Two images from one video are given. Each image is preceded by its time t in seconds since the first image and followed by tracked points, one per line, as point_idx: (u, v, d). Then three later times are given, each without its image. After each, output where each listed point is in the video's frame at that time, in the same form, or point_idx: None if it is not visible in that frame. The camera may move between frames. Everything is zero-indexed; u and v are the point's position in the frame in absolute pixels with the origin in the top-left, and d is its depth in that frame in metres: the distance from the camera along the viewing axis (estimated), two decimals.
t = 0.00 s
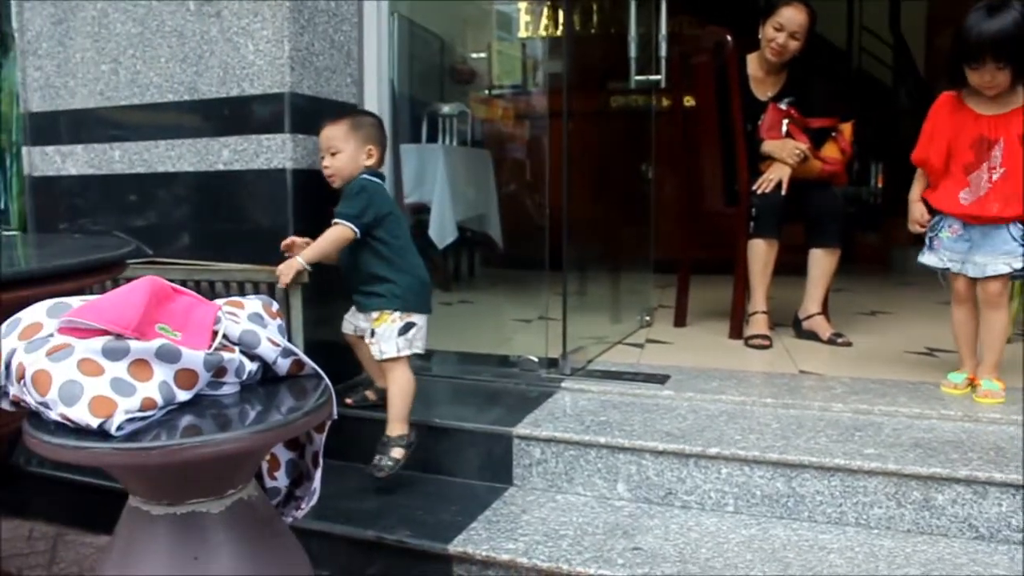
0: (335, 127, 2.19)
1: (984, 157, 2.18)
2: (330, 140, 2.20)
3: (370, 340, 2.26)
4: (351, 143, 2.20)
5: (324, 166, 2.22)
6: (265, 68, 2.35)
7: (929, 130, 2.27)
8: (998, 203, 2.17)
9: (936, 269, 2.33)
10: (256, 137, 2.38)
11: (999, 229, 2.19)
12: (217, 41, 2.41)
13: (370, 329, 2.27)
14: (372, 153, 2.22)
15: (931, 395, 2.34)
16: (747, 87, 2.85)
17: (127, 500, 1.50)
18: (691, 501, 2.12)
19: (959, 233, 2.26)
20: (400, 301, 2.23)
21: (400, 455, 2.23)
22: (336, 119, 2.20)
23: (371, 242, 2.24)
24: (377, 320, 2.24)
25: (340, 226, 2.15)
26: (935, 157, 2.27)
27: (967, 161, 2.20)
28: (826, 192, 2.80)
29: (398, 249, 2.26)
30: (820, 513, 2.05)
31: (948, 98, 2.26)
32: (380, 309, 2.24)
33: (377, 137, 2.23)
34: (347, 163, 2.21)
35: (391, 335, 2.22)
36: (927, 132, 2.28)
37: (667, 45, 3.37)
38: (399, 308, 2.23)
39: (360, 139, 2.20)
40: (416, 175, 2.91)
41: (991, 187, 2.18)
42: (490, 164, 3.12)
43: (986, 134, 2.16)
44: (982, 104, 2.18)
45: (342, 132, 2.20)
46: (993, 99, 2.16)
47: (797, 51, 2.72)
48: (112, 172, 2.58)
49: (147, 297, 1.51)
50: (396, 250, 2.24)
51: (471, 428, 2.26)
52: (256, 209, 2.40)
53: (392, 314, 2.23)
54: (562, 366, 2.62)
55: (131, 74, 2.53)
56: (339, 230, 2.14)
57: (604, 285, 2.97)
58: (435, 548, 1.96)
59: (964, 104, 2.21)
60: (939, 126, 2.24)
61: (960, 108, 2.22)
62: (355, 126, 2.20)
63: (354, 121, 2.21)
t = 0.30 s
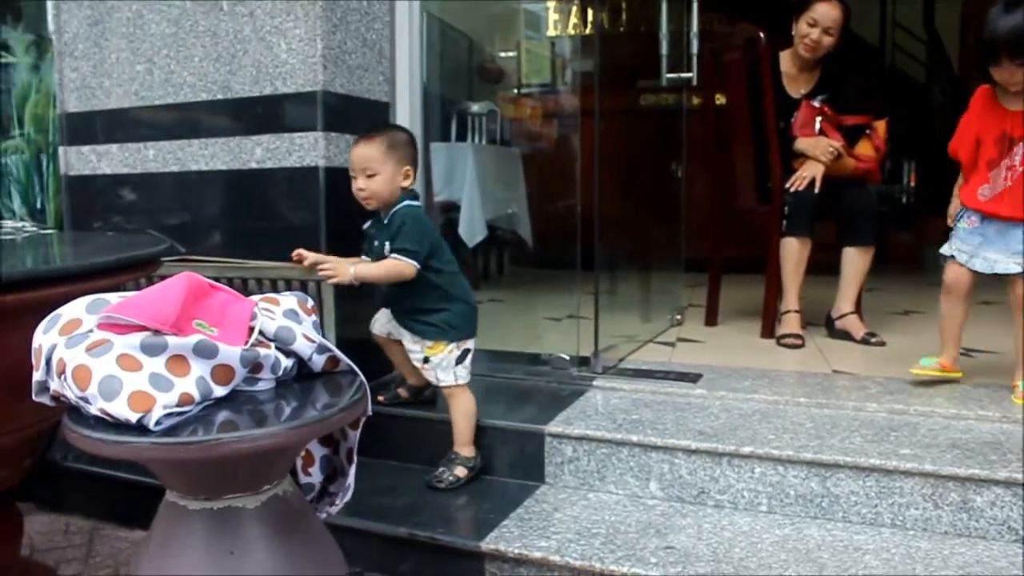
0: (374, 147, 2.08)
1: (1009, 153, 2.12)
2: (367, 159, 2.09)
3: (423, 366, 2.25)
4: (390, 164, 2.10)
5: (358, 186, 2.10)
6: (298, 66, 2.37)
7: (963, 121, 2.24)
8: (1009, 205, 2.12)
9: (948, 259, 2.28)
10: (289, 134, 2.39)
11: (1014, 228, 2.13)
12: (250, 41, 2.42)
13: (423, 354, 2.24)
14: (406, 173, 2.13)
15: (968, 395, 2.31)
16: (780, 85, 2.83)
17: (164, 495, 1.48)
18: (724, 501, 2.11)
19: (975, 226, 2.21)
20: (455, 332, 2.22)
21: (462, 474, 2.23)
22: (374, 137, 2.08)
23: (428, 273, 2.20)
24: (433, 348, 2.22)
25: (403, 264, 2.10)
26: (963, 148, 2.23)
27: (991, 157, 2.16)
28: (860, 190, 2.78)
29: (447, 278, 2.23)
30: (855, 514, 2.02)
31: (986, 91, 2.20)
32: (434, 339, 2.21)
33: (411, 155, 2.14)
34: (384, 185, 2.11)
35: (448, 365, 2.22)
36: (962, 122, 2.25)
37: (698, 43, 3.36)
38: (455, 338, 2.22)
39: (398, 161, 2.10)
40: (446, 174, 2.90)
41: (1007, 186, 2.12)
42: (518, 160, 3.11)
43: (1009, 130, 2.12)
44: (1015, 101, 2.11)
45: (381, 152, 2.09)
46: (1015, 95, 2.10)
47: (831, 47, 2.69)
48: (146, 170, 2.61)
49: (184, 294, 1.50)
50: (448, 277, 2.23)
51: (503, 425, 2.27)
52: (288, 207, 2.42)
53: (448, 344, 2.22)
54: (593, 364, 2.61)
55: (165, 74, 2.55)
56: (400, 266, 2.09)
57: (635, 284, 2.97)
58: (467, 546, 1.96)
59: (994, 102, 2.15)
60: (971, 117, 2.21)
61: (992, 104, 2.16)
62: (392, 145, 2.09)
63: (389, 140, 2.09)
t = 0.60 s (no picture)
0: (418, 129, 2.04)
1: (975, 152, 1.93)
2: (410, 141, 2.06)
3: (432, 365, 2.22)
4: (432, 146, 2.08)
5: (400, 168, 2.08)
6: (316, 60, 2.37)
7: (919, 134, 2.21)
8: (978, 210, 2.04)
9: (926, 270, 2.24)
10: (307, 128, 2.39)
11: (992, 232, 2.06)
12: (269, 34, 2.43)
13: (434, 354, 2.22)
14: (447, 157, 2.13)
15: (989, 392, 2.30)
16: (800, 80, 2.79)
17: (184, 488, 1.47)
18: (742, 496, 2.10)
19: (952, 237, 2.15)
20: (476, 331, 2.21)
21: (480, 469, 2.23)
22: (416, 118, 2.04)
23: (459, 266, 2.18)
24: (445, 348, 2.20)
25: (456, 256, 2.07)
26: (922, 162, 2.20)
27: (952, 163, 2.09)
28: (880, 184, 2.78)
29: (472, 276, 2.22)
30: (874, 511, 2.01)
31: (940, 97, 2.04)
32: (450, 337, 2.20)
33: (451, 140, 2.13)
34: (425, 166, 2.09)
35: (462, 366, 2.20)
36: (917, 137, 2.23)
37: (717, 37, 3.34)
38: (470, 339, 2.21)
39: (441, 142, 2.09)
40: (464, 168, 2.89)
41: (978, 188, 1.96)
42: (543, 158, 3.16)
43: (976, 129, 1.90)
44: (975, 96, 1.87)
45: (424, 134, 2.06)
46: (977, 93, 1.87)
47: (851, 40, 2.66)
48: (165, 164, 2.62)
49: (204, 287, 1.49)
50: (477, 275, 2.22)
51: (521, 420, 2.27)
52: (305, 201, 2.42)
53: (462, 345, 2.21)
54: (611, 360, 2.59)
55: (184, 68, 2.56)
56: (465, 261, 2.06)
57: (652, 280, 2.97)
58: (484, 540, 1.96)
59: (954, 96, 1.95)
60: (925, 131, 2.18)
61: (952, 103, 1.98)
62: (438, 128, 2.07)
63: (435, 124, 2.07)
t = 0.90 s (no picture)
0: (437, 129, 1.97)
1: (939, 142, 2.27)
2: (428, 141, 1.98)
3: (466, 373, 2.13)
4: (451, 145, 2.00)
5: (419, 169, 2.00)
6: (335, 58, 2.37)
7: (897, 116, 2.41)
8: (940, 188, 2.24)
9: (907, 259, 2.37)
10: (326, 125, 2.40)
11: (967, 215, 2.22)
12: (287, 32, 2.43)
13: (466, 361, 2.13)
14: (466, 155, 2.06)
15: (1011, 390, 2.28)
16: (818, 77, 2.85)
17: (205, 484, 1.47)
18: (761, 494, 2.09)
19: (928, 223, 2.31)
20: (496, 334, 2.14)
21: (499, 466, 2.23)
22: (434, 118, 1.97)
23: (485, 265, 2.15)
24: (479, 352, 2.10)
25: (489, 258, 2.07)
26: (896, 144, 2.40)
27: (924, 144, 2.31)
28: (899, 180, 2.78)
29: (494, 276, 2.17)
30: (895, 509, 2.00)
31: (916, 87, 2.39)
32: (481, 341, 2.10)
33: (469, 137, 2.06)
34: (444, 166, 2.03)
35: (497, 367, 2.13)
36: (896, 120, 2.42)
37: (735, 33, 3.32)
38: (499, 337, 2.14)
39: (459, 140, 2.01)
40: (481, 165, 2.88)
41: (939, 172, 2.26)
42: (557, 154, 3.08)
43: (943, 118, 2.26)
44: (942, 91, 2.27)
45: (443, 135, 1.98)
46: (954, 85, 2.24)
47: (870, 35, 2.65)
48: (184, 162, 2.63)
49: (225, 283, 1.49)
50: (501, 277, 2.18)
51: (540, 416, 2.26)
52: (324, 198, 2.43)
53: (495, 346, 2.13)
54: (630, 356, 2.72)
55: (204, 66, 2.57)
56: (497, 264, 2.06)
57: (671, 277, 2.97)
58: (503, 537, 1.96)
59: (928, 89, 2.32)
60: (903, 115, 2.38)
61: (923, 95, 2.33)
62: (456, 127, 2.00)
63: (453, 123, 2.00)
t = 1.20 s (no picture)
0: (425, 132, 1.94)
1: (957, 142, 2.25)
2: (418, 145, 1.95)
3: (465, 374, 2.08)
4: (441, 147, 1.97)
5: (411, 175, 1.97)
6: (351, 54, 2.38)
7: (908, 109, 2.30)
8: (961, 191, 2.24)
9: (904, 252, 2.36)
10: (341, 122, 2.40)
11: (975, 215, 2.25)
12: (303, 29, 2.44)
13: (465, 361, 2.09)
14: (455, 156, 2.02)
15: None
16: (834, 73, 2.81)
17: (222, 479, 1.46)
18: (777, 492, 2.09)
19: (933, 219, 2.31)
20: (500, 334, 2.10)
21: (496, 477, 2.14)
22: (418, 122, 1.94)
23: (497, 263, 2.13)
24: (479, 351, 2.08)
25: (504, 251, 2.04)
26: (908, 138, 2.31)
27: (940, 145, 2.27)
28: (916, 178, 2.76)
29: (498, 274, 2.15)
30: (911, 508, 1.99)
31: (930, 78, 2.29)
32: (483, 341, 2.08)
33: (458, 137, 2.02)
34: (437, 169, 1.99)
35: (497, 368, 2.09)
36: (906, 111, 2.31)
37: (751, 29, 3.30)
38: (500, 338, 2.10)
39: (447, 141, 1.98)
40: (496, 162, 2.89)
41: (960, 174, 2.24)
42: (567, 151, 3.02)
43: (963, 120, 2.23)
44: (965, 90, 2.23)
45: (430, 137, 1.95)
46: (977, 87, 2.21)
47: (886, 31, 2.63)
48: (200, 159, 2.64)
49: (243, 278, 1.49)
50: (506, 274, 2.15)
51: (555, 414, 2.25)
52: (339, 195, 2.44)
53: (495, 345, 2.09)
54: (645, 353, 2.70)
55: (219, 63, 2.58)
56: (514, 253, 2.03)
57: (686, 275, 2.97)
58: (519, 533, 1.96)
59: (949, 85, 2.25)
60: (918, 108, 2.28)
61: (938, 92, 2.26)
62: (440, 128, 1.96)
63: (436, 124, 1.96)
